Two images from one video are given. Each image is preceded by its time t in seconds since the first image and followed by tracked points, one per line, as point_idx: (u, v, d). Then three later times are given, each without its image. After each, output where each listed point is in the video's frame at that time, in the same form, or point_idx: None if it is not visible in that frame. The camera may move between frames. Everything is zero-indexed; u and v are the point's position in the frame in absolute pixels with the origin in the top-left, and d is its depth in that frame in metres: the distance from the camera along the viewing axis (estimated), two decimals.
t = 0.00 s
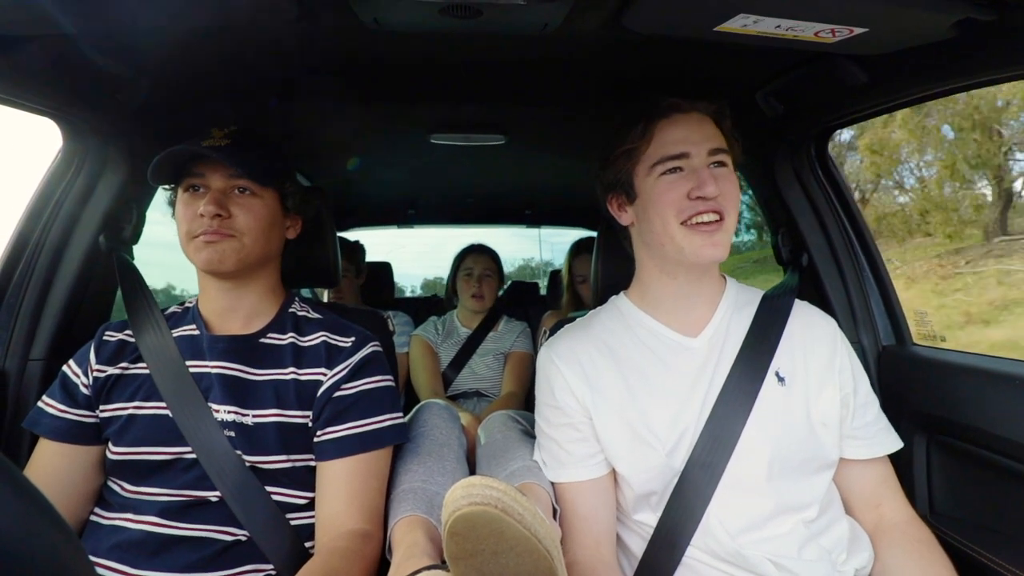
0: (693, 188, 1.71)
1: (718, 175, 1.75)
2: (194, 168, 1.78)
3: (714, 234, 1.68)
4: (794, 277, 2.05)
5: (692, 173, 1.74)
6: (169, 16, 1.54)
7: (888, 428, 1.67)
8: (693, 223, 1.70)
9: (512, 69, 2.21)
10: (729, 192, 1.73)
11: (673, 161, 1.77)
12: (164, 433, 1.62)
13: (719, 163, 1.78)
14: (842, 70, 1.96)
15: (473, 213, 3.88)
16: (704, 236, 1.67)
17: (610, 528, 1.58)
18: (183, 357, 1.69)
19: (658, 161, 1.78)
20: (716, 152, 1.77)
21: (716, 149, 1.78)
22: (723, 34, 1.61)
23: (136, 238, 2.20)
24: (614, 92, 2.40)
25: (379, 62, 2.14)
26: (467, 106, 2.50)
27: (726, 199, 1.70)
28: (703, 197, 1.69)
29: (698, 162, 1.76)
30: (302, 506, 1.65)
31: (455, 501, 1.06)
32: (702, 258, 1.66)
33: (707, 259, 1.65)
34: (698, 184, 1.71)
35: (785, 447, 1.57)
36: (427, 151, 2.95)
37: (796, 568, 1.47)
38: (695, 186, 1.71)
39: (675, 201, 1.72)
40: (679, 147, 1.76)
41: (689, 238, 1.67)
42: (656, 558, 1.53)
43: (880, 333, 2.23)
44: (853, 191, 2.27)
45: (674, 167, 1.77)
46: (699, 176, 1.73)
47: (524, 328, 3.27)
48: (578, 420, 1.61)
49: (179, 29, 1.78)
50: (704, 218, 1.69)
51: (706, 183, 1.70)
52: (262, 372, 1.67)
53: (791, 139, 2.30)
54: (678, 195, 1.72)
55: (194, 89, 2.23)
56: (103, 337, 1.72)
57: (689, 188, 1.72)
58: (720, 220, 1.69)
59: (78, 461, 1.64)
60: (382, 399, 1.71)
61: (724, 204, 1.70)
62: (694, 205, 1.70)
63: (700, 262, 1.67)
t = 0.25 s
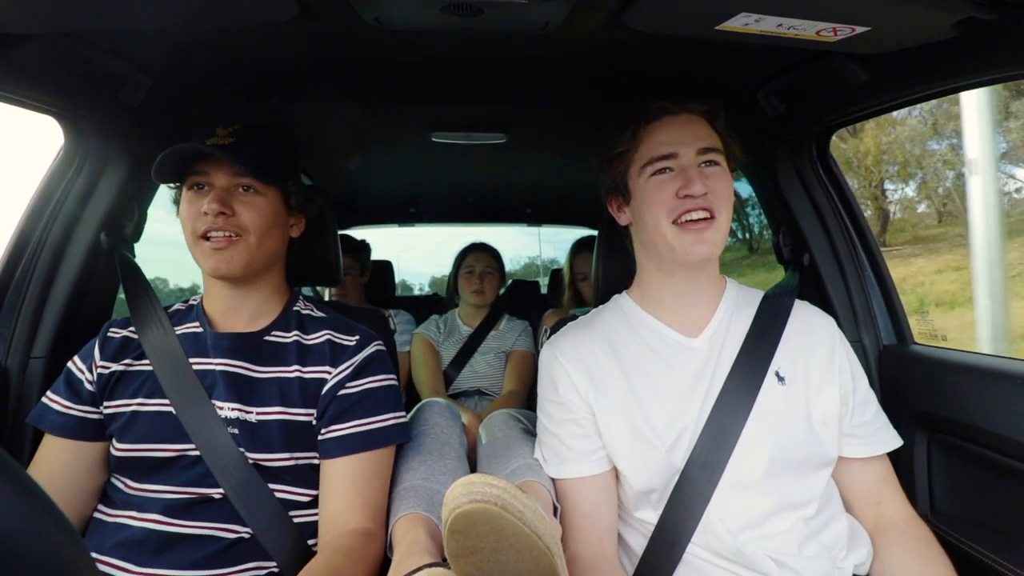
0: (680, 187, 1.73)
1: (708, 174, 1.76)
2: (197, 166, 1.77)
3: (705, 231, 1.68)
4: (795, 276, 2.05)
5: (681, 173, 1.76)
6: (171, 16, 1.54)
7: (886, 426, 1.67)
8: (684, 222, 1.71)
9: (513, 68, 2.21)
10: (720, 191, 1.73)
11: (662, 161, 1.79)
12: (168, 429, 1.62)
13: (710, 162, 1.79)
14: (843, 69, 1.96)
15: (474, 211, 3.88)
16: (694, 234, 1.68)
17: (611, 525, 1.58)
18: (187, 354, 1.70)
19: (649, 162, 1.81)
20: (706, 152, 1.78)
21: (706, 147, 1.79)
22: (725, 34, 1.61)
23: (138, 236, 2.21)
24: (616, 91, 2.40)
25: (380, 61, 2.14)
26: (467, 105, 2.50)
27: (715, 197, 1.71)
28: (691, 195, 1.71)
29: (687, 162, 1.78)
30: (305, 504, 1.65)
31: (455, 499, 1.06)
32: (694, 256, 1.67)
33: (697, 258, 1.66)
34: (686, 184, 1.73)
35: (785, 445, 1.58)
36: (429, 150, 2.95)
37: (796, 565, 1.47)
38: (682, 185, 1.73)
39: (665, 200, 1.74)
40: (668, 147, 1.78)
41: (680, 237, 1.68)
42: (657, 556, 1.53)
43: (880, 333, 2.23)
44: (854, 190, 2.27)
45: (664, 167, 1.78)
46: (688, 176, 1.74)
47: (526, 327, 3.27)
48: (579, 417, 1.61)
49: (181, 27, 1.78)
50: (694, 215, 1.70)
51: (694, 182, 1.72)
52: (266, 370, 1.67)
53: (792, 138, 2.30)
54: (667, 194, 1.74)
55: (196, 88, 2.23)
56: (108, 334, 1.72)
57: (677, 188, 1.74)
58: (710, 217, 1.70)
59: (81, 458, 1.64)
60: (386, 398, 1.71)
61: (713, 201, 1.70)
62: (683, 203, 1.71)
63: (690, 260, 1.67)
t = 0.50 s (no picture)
0: (675, 186, 1.74)
1: (705, 174, 1.76)
2: (215, 160, 1.80)
3: (700, 224, 1.68)
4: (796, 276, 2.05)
5: (677, 173, 1.77)
6: (173, 16, 1.55)
7: (884, 425, 1.67)
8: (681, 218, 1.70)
9: (515, 68, 2.21)
10: (717, 191, 1.73)
11: (660, 162, 1.80)
12: (171, 423, 1.63)
13: (706, 163, 1.79)
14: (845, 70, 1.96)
15: (477, 211, 3.89)
16: (691, 227, 1.68)
17: (613, 518, 1.58)
18: (191, 350, 1.70)
19: (649, 161, 1.82)
20: (703, 152, 1.79)
21: (701, 149, 1.80)
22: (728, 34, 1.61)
23: (140, 234, 2.21)
24: (618, 91, 2.40)
25: (383, 60, 2.14)
26: (469, 105, 2.50)
27: (710, 194, 1.71)
28: (686, 193, 1.72)
29: (683, 162, 1.79)
30: (307, 500, 1.65)
31: (458, 497, 1.05)
32: (691, 250, 1.67)
33: (694, 250, 1.66)
34: (680, 183, 1.74)
35: (787, 441, 1.58)
36: (430, 150, 2.95)
37: (798, 561, 1.47)
38: (677, 184, 1.75)
39: (661, 199, 1.75)
40: (666, 147, 1.80)
41: (678, 231, 1.68)
42: (659, 553, 1.53)
43: (882, 333, 2.22)
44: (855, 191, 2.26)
45: (662, 168, 1.80)
46: (683, 176, 1.75)
47: (528, 326, 3.27)
48: (585, 408, 1.61)
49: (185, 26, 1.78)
50: (691, 212, 1.70)
51: (688, 179, 1.74)
52: (271, 365, 1.67)
53: (795, 138, 2.30)
54: (663, 193, 1.75)
55: (198, 87, 2.23)
56: (113, 327, 1.74)
57: (673, 186, 1.75)
58: (706, 212, 1.69)
59: (82, 453, 1.65)
60: (391, 394, 1.71)
61: (708, 199, 1.70)
62: (679, 201, 1.72)
63: (689, 255, 1.68)
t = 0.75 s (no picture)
0: (673, 185, 1.75)
1: (702, 174, 1.76)
2: (211, 161, 1.80)
3: (699, 218, 1.68)
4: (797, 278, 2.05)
5: (675, 172, 1.77)
6: (174, 15, 1.55)
7: (884, 426, 1.67)
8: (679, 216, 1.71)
9: (517, 68, 2.21)
10: (716, 191, 1.73)
11: (658, 162, 1.80)
12: (168, 425, 1.63)
13: (705, 164, 1.79)
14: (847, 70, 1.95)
15: (477, 212, 3.89)
16: (688, 223, 1.68)
17: (614, 519, 1.58)
18: (189, 351, 1.70)
19: (647, 161, 1.82)
20: (701, 153, 1.80)
21: (700, 150, 1.81)
22: (728, 34, 1.61)
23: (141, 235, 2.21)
24: (619, 91, 2.40)
25: (384, 59, 2.14)
26: (470, 105, 2.51)
27: (708, 192, 1.72)
28: (684, 192, 1.73)
29: (682, 161, 1.79)
30: (305, 502, 1.65)
31: (458, 499, 1.06)
32: (685, 241, 1.67)
33: (690, 242, 1.66)
34: (677, 182, 1.75)
35: (787, 442, 1.57)
36: (431, 150, 2.95)
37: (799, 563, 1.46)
38: (675, 183, 1.75)
39: (659, 198, 1.75)
40: (664, 147, 1.81)
41: (673, 225, 1.69)
42: (659, 555, 1.53)
43: (883, 335, 2.22)
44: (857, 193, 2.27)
45: (660, 167, 1.80)
46: (681, 174, 1.76)
47: (528, 327, 3.27)
48: (585, 409, 1.61)
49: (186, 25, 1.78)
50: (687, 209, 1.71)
51: (686, 178, 1.74)
52: (267, 367, 1.67)
53: (796, 139, 2.30)
54: (662, 192, 1.76)
55: (199, 87, 2.23)
56: (112, 327, 1.74)
57: (671, 186, 1.75)
58: (704, 209, 1.69)
59: (81, 455, 1.64)
60: (385, 396, 1.71)
61: (705, 196, 1.71)
62: (677, 199, 1.72)
63: (685, 246, 1.67)
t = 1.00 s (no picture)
0: (676, 187, 1.75)
1: (705, 175, 1.77)
2: (198, 165, 1.79)
3: (704, 226, 1.68)
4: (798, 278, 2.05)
5: (678, 174, 1.77)
6: (173, 17, 1.55)
7: (888, 425, 1.67)
8: (683, 218, 1.71)
9: (517, 68, 2.21)
10: (717, 190, 1.74)
11: (661, 164, 1.80)
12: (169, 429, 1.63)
13: (707, 164, 1.79)
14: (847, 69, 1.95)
15: (477, 213, 3.89)
16: (693, 229, 1.68)
17: (616, 520, 1.58)
18: (188, 354, 1.70)
19: (649, 163, 1.82)
20: (703, 153, 1.80)
21: (703, 150, 1.80)
22: (728, 34, 1.60)
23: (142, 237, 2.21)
24: (619, 91, 2.40)
25: (384, 60, 2.13)
26: (469, 106, 2.51)
27: (711, 194, 1.72)
28: (687, 193, 1.73)
29: (684, 162, 1.79)
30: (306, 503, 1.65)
31: (459, 500, 1.06)
32: (693, 254, 1.67)
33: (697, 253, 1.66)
34: (681, 183, 1.75)
35: (791, 441, 1.57)
36: (431, 151, 2.95)
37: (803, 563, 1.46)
38: (678, 184, 1.75)
39: (662, 201, 1.75)
40: (666, 148, 1.80)
41: (679, 234, 1.69)
42: (661, 555, 1.53)
43: (884, 335, 2.22)
44: (858, 193, 2.26)
45: (663, 169, 1.80)
46: (684, 176, 1.76)
47: (529, 328, 3.27)
48: (586, 411, 1.61)
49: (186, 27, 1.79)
50: (691, 212, 1.71)
51: (690, 180, 1.74)
52: (267, 368, 1.67)
53: (796, 138, 2.30)
54: (664, 193, 1.76)
55: (199, 88, 2.23)
56: (112, 331, 1.74)
57: (673, 188, 1.75)
58: (708, 213, 1.70)
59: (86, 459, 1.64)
60: (385, 395, 1.71)
61: (710, 199, 1.71)
62: (681, 201, 1.72)
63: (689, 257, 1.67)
